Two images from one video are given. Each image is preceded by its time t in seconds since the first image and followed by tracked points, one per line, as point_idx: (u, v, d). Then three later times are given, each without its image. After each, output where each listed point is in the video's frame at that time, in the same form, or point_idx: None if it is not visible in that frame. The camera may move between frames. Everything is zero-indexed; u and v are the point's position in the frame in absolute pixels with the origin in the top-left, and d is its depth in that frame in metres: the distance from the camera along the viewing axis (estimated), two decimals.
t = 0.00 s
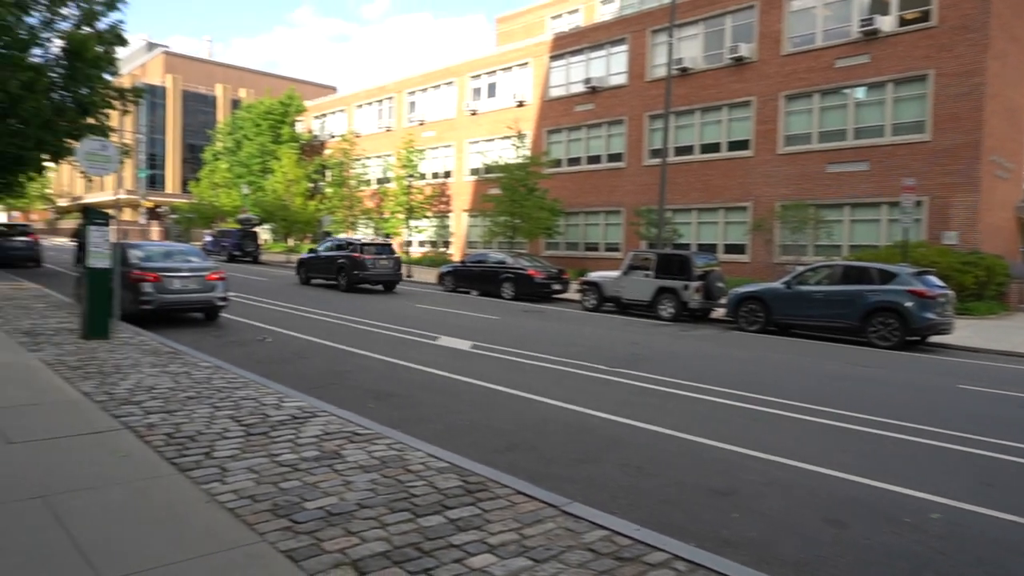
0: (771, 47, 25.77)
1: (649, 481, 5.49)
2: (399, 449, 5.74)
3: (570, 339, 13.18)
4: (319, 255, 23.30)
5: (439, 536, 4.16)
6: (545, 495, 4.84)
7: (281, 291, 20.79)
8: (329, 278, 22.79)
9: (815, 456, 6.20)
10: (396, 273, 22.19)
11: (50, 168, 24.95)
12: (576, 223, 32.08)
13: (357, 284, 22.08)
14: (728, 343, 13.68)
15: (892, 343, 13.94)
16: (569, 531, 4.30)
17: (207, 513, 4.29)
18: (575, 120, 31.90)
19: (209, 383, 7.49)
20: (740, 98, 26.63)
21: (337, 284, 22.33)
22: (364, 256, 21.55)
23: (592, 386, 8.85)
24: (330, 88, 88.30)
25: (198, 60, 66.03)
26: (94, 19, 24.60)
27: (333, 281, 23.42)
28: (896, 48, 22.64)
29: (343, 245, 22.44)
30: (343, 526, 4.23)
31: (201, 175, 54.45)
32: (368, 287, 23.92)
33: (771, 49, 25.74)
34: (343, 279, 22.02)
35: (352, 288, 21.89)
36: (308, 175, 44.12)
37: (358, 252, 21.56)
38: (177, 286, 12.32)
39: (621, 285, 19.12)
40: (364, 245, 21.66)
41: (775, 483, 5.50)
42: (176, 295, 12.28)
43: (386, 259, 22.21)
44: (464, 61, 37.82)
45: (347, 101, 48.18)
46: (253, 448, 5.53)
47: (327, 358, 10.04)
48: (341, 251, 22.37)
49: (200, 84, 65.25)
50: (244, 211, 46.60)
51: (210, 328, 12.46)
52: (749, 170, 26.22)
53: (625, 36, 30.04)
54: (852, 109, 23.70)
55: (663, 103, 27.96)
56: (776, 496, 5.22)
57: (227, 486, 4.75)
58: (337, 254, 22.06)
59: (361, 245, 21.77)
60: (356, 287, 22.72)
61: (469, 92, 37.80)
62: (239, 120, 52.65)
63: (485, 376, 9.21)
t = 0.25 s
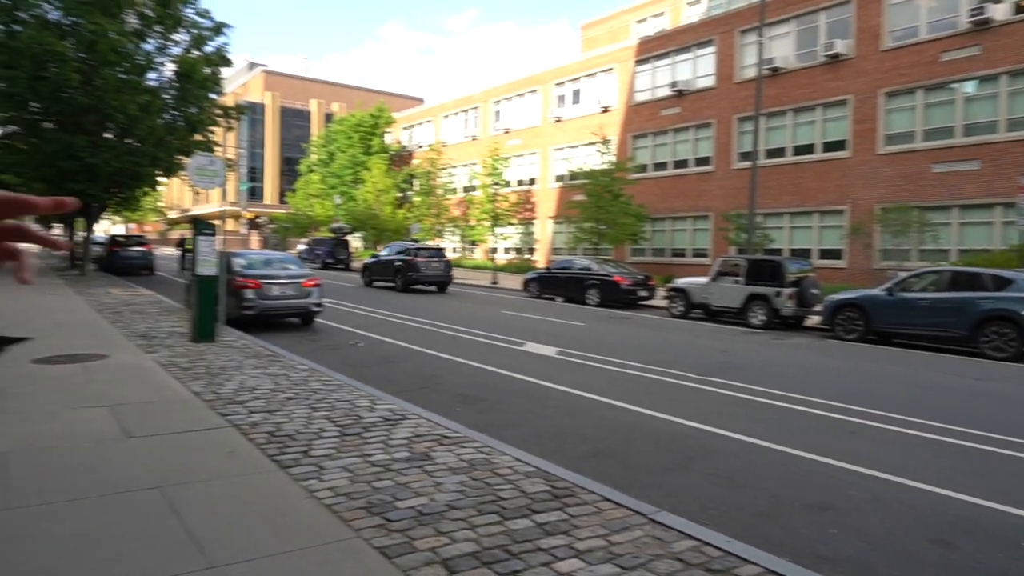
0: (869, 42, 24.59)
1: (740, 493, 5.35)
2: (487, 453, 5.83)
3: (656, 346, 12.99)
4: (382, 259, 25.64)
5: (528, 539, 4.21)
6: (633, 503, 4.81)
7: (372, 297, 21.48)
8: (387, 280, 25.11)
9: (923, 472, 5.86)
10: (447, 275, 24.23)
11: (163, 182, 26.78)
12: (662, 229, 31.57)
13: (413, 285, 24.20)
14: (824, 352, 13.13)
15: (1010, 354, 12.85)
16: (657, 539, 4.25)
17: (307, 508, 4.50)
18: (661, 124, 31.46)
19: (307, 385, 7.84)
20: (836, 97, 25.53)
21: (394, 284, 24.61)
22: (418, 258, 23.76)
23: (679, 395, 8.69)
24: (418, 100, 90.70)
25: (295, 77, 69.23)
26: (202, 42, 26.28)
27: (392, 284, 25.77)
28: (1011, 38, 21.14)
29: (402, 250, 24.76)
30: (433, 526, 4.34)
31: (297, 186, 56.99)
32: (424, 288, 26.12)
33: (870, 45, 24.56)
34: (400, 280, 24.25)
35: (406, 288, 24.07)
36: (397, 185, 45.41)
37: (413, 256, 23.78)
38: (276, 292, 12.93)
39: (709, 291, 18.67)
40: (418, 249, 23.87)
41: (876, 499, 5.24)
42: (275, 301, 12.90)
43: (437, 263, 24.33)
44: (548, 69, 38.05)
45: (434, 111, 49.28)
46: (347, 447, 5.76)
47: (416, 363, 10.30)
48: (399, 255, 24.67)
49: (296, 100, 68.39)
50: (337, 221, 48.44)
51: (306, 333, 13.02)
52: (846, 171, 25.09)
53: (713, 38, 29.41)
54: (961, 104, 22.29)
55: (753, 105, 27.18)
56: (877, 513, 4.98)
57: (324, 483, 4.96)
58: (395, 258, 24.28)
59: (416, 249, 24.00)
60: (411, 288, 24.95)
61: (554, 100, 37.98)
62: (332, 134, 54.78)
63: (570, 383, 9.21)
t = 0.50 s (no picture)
0: (996, 28, 22.82)
1: (850, 507, 5.13)
2: (585, 457, 5.86)
3: (759, 353, 12.59)
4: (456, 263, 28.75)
5: (626, 544, 4.21)
6: (735, 512, 4.71)
7: (470, 302, 21.92)
8: (460, 281, 28.22)
9: None
10: (513, 276, 27.17)
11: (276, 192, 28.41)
12: (765, 232, 30.51)
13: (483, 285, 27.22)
14: (945, 362, 12.29)
15: None
16: (760, 550, 4.15)
17: (411, 503, 4.69)
18: (763, 123, 30.45)
19: (409, 386, 8.12)
20: (957, 88, 23.88)
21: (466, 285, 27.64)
22: (487, 261, 26.73)
23: (784, 403, 8.40)
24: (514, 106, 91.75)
25: (396, 89, 71.68)
26: (311, 59, 27.78)
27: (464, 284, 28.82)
28: None
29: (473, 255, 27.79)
30: (532, 526, 4.42)
31: (398, 194, 58.94)
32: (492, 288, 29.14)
33: (997, 31, 22.79)
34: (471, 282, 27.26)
35: (478, 288, 27.05)
36: (494, 191, 46.11)
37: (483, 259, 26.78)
38: (379, 296, 13.46)
39: (816, 297, 17.87)
40: (488, 254, 26.86)
41: (1005, 520, 4.89)
42: (378, 304, 13.42)
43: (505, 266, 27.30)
44: (645, 71, 37.66)
45: (530, 117, 49.66)
46: (448, 447, 5.93)
47: (513, 367, 10.45)
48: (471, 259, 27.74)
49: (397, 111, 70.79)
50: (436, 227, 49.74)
51: (408, 336, 13.47)
52: (970, 168, 23.41)
53: (820, 32, 28.21)
54: None
55: (863, 100, 25.85)
56: (1006, 535, 4.64)
57: (427, 481, 5.14)
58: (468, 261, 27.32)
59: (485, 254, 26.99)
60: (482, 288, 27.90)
61: (650, 102, 37.55)
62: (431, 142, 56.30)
63: (668, 389, 9.08)
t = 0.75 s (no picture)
0: None
1: (965, 538, 4.82)
2: (678, 471, 5.79)
3: (867, 372, 11.97)
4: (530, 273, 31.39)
5: (720, 561, 4.14)
6: (837, 536, 4.53)
7: (562, 312, 21.97)
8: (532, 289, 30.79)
9: None
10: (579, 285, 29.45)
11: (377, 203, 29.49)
12: (873, 245, 28.99)
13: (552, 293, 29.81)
14: None
15: None
16: None
17: (503, 508, 4.79)
18: (873, 131, 28.98)
19: (502, 393, 8.26)
20: None
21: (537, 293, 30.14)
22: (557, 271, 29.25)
23: (893, 426, 7.97)
24: (608, 117, 91.36)
25: (492, 101, 72.93)
26: (411, 74, 28.80)
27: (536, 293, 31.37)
28: None
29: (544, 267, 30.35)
30: (624, 537, 4.42)
31: (493, 205, 59.86)
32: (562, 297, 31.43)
33: None
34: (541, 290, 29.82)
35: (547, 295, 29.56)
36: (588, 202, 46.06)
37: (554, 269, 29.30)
38: (474, 305, 13.75)
39: (930, 314, 16.80)
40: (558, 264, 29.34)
41: None
42: (472, 313, 13.68)
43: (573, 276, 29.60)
44: (745, 79, 36.69)
45: (624, 128, 49.08)
46: (540, 456, 6.00)
47: (605, 378, 10.42)
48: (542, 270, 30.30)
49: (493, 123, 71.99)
50: (529, 237, 50.21)
51: (501, 344, 13.67)
52: None
53: (938, 32, 26.61)
54: None
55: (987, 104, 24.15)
56: None
57: (519, 487, 5.23)
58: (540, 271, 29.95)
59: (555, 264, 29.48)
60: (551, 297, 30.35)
61: (751, 110, 36.54)
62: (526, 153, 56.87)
63: (767, 406, 8.81)
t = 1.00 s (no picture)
0: None
1: None
2: (773, 489, 5.62)
3: (982, 391, 11.17)
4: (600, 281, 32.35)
5: None
6: (946, 564, 4.29)
7: (650, 324, 21.66)
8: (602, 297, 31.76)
9: None
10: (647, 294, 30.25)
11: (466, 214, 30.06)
12: (989, 254, 27.06)
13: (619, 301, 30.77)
14: None
15: None
16: None
17: (591, 518, 4.79)
18: (988, 133, 27.13)
19: (590, 404, 8.24)
20: None
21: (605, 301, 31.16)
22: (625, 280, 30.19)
23: (1013, 449, 7.41)
24: (699, 124, 89.58)
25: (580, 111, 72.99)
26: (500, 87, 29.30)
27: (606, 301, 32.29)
28: None
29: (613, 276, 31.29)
30: (715, 554, 4.34)
31: (580, 215, 59.80)
32: (631, 306, 32.30)
33: None
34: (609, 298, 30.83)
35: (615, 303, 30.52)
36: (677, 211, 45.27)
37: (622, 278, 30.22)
38: (561, 315, 13.78)
39: None
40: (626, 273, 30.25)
41: None
42: (560, 323, 13.72)
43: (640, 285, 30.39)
44: (846, 82, 35.18)
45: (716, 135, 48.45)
46: (629, 468, 5.95)
47: (696, 392, 10.20)
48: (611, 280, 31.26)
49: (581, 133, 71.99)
50: (617, 248, 49.81)
51: (588, 355, 13.64)
52: None
53: None
54: None
55: None
56: None
57: (607, 499, 5.22)
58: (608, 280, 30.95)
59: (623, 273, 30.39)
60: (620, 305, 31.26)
61: (852, 115, 34.98)
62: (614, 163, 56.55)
63: (870, 424, 8.38)
